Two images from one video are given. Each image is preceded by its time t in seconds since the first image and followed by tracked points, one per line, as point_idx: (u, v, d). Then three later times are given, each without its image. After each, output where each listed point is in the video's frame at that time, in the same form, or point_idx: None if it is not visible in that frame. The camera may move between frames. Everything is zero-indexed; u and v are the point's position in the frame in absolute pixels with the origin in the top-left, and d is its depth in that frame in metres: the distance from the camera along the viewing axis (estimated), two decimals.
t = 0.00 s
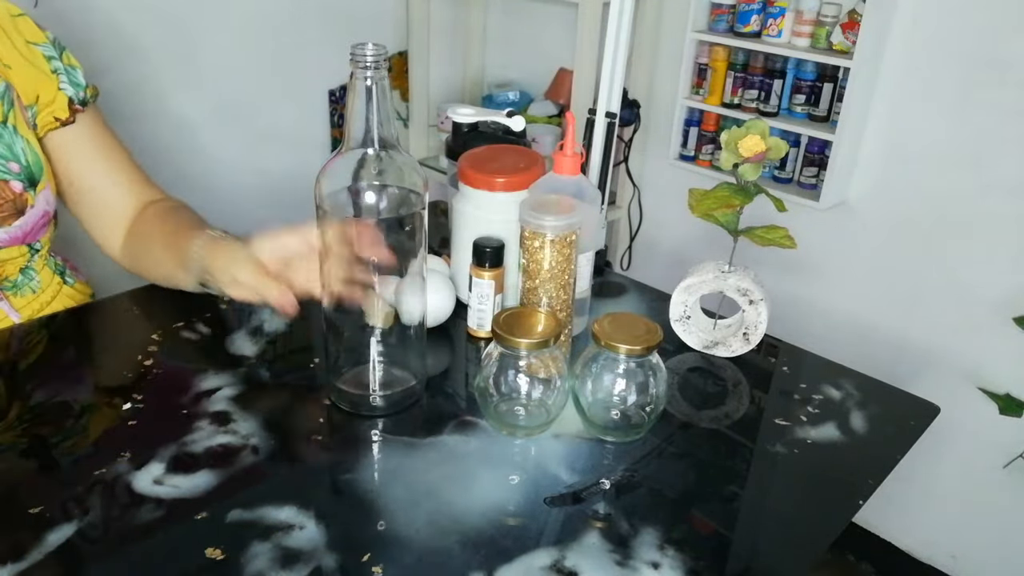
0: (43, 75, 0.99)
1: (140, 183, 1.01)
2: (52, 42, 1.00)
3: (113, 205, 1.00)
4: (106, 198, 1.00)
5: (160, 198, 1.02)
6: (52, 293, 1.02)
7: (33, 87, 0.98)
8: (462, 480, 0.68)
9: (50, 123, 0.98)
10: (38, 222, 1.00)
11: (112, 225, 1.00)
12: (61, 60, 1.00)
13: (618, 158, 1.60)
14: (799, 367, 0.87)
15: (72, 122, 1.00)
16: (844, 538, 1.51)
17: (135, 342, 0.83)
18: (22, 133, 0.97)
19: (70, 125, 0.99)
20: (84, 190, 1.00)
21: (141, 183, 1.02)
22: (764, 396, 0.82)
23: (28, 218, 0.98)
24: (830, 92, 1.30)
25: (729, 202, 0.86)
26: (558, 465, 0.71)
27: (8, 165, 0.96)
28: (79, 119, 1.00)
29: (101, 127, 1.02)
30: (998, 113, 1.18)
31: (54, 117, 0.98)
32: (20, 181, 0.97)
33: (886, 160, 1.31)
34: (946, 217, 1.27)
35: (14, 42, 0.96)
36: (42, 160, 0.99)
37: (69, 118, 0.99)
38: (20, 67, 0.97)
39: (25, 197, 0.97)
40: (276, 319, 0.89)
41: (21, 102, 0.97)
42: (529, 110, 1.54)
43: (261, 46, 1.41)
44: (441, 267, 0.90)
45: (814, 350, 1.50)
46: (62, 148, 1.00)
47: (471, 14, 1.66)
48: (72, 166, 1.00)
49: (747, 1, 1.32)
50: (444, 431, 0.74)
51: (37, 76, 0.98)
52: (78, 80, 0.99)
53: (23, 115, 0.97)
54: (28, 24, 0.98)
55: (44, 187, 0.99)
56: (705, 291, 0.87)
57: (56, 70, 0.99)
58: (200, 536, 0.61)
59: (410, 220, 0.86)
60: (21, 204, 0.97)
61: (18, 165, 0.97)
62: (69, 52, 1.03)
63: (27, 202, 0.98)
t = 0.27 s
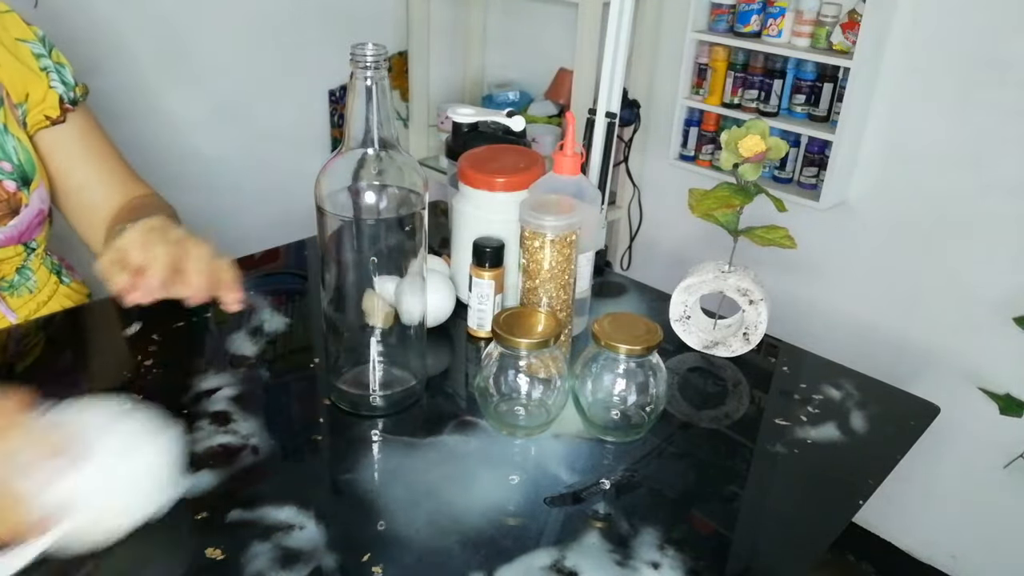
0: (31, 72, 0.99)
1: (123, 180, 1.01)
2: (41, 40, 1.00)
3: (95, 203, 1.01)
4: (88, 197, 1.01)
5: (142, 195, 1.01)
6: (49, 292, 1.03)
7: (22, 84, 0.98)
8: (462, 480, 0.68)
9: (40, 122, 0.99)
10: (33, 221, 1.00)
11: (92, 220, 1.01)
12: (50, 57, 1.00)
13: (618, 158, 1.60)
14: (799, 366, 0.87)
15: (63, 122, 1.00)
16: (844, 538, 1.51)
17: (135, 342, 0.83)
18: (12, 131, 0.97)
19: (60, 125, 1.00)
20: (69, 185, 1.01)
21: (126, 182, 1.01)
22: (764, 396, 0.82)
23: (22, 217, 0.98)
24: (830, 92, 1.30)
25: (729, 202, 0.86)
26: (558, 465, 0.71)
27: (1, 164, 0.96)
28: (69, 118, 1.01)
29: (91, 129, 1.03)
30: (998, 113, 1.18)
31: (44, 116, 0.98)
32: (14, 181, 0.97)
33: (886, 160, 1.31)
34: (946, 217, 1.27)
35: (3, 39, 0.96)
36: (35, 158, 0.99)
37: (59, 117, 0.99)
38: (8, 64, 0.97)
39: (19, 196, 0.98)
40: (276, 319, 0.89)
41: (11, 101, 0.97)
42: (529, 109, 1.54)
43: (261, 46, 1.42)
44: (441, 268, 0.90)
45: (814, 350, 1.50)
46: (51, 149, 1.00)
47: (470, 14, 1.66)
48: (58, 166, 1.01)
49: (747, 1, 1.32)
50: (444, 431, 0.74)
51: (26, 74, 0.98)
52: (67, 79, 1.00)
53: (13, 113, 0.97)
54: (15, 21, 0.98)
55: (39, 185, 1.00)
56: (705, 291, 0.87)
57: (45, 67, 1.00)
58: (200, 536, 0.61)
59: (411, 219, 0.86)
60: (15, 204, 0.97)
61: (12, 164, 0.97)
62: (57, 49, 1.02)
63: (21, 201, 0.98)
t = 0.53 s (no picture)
0: (30, 71, 0.98)
1: (128, 178, 1.05)
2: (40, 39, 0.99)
3: (98, 198, 1.03)
4: (91, 192, 1.04)
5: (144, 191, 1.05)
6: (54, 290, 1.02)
7: (24, 82, 0.97)
8: (462, 480, 0.68)
9: (46, 120, 0.99)
10: (43, 218, 1.00)
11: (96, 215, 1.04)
12: (49, 56, 1.00)
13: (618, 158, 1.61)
14: (799, 366, 0.87)
15: (66, 121, 1.01)
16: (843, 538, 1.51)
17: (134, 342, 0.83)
18: (18, 130, 0.97)
19: (65, 123, 1.01)
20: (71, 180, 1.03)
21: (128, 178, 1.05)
22: (764, 396, 0.82)
23: (32, 215, 0.98)
24: (830, 91, 1.30)
25: (729, 203, 0.86)
26: (558, 465, 0.71)
27: (12, 161, 0.96)
28: (72, 117, 1.02)
29: (94, 125, 1.04)
30: (997, 113, 1.18)
31: (48, 115, 0.99)
32: (25, 177, 0.97)
33: (886, 160, 1.31)
34: (946, 217, 1.27)
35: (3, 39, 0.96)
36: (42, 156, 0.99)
37: (63, 115, 1.00)
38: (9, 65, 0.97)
39: (31, 193, 0.98)
40: (276, 319, 0.89)
41: (15, 100, 0.97)
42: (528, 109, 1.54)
43: (261, 46, 1.42)
44: (441, 268, 0.90)
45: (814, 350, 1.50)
46: (54, 149, 1.01)
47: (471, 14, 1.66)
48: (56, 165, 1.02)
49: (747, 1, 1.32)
50: (444, 431, 0.74)
51: (25, 72, 0.98)
52: (68, 77, 1.00)
53: (18, 112, 0.98)
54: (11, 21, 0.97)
55: (47, 182, 1.00)
56: (705, 291, 0.87)
57: (46, 67, 0.99)
58: (200, 536, 0.61)
59: (412, 219, 0.86)
60: (28, 200, 0.97)
61: (22, 162, 0.97)
62: (56, 47, 1.02)
63: (33, 198, 0.98)
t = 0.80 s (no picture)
0: (40, 76, 0.98)
1: (142, 177, 1.05)
2: (50, 43, 0.99)
3: (111, 197, 1.04)
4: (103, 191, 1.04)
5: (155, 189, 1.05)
6: (57, 292, 1.02)
7: (34, 87, 0.98)
8: (462, 480, 0.68)
9: (57, 127, 0.99)
10: (43, 222, 1.00)
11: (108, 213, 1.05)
12: (59, 60, 0.99)
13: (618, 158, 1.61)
14: (799, 367, 0.87)
15: (78, 125, 1.01)
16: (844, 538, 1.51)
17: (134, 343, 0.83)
18: (24, 134, 0.97)
19: (76, 129, 1.01)
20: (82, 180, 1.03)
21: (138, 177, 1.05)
22: (764, 396, 0.82)
23: (32, 219, 0.98)
24: (830, 92, 1.30)
25: (729, 203, 0.86)
26: (558, 465, 0.71)
27: (14, 165, 0.96)
28: (84, 121, 1.02)
29: (107, 129, 1.04)
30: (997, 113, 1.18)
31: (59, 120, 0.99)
32: (26, 182, 0.97)
33: (886, 159, 1.31)
34: (947, 216, 1.27)
35: (12, 42, 0.96)
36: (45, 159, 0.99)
37: (75, 121, 1.00)
38: (19, 69, 0.97)
39: (31, 197, 0.98)
40: (276, 319, 0.89)
41: (23, 103, 0.97)
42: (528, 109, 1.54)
43: (261, 46, 1.42)
44: (441, 268, 0.90)
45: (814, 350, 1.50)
46: (65, 150, 1.01)
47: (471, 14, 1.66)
48: (68, 164, 1.02)
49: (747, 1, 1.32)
50: (444, 431, 0.74)
51: (35, 76, 0.98)
52: (79, 80, 1.00)
53: (25, 115, 0.98)
54: (21, 24, 0.97)
55: (49, 187, 1.00)
56: (705, 291, 0.87)
57: (56, 72, 0.99)
58: (200, 536, 0.61)
59: (412, 220, 0.86)
60: (28, 204, 0.97)
61: (23, 166, 0.97)
62: (67, 49, 1.01)
63: (33, 202, 0.98)
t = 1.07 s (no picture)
0: (39, 77, 0.98)
1: (144, 177, 1.05)
2: (50, 43, 0.99)
3: (111, 197, 1.04)
4: (104, 190, 1.04)
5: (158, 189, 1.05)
6: (59, 293, 1.02)
7: (34, 88, 0.98)
8: (462, 481, 0.68)
9: (56, 128, 0.99)
10: (44, 224, 1.00)
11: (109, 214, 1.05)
12: (60, 60, 0.99)
13: (618, 158, 1.61)
14: (799, 367, 0.87)
15: (78, 126, 1.01)
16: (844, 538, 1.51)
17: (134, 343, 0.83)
18: (25, 135, 0.97)
19: (76, 129, 1.01)
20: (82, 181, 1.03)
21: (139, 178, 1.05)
22: (764, 396, 0.82)
23: (34, 221, 0.98)
24: (830, 92, 1.30)
25: (729, 203, 0.86)
26: (559, 465, 0.71)
27: (15, 167, 0.96)
28: (84, 121, 1.01)
29: (108, 129, 1.03)
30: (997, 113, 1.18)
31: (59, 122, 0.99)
32: (28, 183, 0.97)
33: (886, 159, 1.31)
34: (947, 216, 1.27)
35: (12, 43, 0.96)
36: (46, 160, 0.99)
37: (75, 122, 1.00)
38: (19, 69, 0.97)
39: (33, 199, 0.98)
40: (276, 319, 0.89)
41: (23, 103, 0.98)
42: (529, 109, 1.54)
43: (261, 46, 1.42)
44: (440, 268, 0.90)
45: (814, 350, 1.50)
46: (66, 150, 1.01)
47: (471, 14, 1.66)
48: (70, 164, 1.02)
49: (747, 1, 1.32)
50: (444, 431, 0.74)
51: (34, 77, 0.98)
52: (79, 80, 0.99)
53: (25, 115, 0.98)
54: (21, 25, 0.97)
55: (50, 188, 1.00)
56: (705, 291, 0.87)
57: (55, 72, 0.99)
58: (200, 536, 0.61)
59: (412, 220, 0.86)
60: (29, 206, 0.97)
61: (25, 167, 0.97)
62: (67, 50, 1.01)
63: (35, 204, 0.98)
